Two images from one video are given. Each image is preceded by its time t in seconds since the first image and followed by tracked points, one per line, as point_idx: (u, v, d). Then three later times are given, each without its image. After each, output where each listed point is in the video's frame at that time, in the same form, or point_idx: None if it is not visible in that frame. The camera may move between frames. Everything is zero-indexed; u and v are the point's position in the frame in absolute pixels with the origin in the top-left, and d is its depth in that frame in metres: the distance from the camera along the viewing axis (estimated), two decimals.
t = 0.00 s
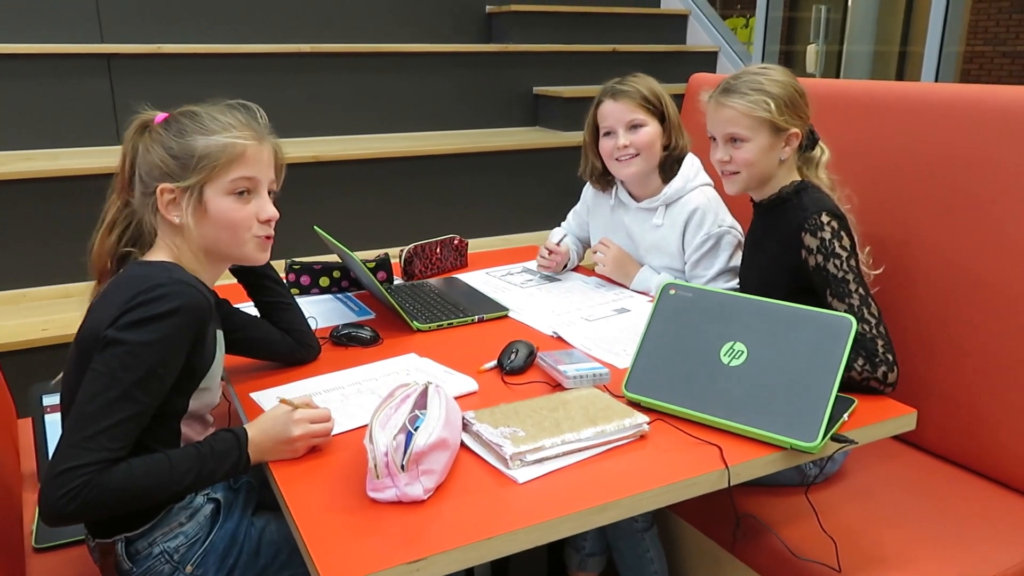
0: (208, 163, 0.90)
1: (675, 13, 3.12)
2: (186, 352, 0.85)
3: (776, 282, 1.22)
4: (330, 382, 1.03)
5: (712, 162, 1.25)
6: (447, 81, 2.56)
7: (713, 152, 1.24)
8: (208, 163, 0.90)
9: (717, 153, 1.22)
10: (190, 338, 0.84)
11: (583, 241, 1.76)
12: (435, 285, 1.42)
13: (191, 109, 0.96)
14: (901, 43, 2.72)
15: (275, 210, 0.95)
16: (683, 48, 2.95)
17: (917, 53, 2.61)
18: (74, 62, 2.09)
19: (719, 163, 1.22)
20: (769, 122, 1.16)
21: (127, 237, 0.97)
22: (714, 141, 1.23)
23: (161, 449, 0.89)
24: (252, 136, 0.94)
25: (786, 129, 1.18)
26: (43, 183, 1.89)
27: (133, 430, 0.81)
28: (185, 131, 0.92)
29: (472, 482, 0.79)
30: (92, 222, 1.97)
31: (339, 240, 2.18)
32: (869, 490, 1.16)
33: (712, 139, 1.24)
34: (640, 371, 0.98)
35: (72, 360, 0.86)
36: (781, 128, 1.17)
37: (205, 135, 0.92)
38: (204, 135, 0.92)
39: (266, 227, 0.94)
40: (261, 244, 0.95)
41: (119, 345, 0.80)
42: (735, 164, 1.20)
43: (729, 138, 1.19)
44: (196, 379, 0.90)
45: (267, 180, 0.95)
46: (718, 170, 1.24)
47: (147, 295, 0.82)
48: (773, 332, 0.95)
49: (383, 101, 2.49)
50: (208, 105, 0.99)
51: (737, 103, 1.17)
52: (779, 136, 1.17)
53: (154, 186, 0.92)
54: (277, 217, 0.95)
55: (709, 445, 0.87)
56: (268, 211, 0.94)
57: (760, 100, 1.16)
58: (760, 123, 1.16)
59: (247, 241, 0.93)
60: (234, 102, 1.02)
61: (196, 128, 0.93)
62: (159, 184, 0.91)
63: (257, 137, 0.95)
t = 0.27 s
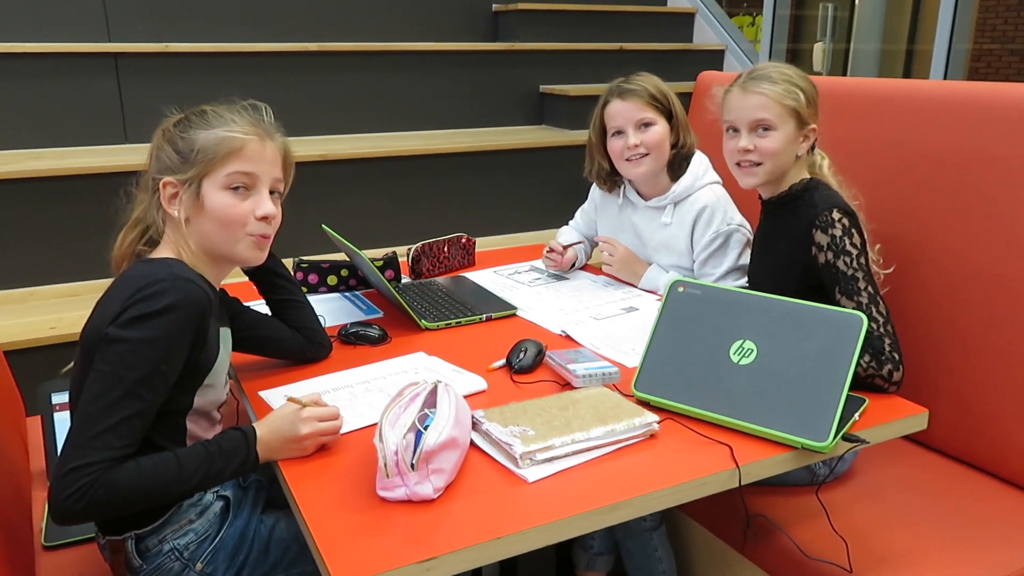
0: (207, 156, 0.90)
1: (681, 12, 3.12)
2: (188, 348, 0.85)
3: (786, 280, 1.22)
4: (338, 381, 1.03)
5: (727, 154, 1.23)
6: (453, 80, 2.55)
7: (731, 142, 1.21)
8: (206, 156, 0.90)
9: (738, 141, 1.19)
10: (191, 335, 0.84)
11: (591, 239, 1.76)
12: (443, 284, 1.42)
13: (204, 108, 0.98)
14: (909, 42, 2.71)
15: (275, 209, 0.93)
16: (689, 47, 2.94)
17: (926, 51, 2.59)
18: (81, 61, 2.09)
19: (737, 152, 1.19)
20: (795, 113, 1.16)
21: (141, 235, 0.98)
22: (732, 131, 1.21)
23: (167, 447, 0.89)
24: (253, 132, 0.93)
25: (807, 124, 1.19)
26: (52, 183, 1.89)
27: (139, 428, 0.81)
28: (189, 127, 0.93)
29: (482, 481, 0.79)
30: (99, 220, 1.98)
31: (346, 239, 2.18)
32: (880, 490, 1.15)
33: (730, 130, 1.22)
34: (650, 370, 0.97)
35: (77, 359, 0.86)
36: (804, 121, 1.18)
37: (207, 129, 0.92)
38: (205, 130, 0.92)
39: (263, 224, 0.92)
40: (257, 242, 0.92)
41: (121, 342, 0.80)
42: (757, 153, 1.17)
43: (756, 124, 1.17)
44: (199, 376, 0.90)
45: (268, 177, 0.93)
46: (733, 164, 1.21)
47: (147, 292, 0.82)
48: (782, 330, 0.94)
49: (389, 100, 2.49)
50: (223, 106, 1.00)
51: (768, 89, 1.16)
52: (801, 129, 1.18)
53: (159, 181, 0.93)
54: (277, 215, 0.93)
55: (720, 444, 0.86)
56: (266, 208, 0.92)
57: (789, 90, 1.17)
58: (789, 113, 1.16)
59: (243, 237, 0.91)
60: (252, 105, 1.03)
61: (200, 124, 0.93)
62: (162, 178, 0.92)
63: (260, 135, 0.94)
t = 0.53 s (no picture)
0: (205, 156, 0.90)
1: (685, 13, 3.11)
2: (190, 349, 0.85)
3: (793, 283, 1.21)
4: (344, 383, 1.03)
5: (735, 154, 1.22)
6: (457, 82, 2.55)
7: (741, 141, 1.20)
8: (204, 156, 0.90)
9: (749, 139, 1.18)
10: (193, 335, 0.84)
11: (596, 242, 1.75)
12: (448, 286, 1.42)
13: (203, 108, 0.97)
14: (913, 43, 2.70)
15: (276, 206, 0.92)
16: (693, 48, 2.94)
17: (930, 53, 2.59)
18: (86, 63, 2.09)
19: (748, 150, 1.18)
20: (807, 111, 1.17)
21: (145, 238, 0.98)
22: (742, 130, 1.20)
23: (170, 448, 0.89)
24: (251, 130, 0.93)
25: (817, 124, 1.19)
26: (57, 184, 1.90)
27: (143, 429, 0.81)
28: (188, 127, 0.93)
29: (489, 485, 0.79)
30: (104, 222, 1.98)
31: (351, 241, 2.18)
32: (887, 493, 1.15)
33: (740, 129, 1.21)
34: (656, 372, 0.97)
35: (81, 361, 0.86)
36: (815, 121, 1.18)
37: (205, 129, 0.92)
38: (203, 129, 0.92)
39: (263, 222, 0.91)
40: (257, 240, 0.91)
41: (123, 343, 0.79)
42: (770, 151, 1.17)
43: (768, 122, 1.16)
44: (201, 377, 0.90)
45: (267, 175, 0.92)
46: (742, 163, 1.20)
47: (149, 293, 0.82)
48: (790, 332, 0.94)
49: (393, 101, 2.49)
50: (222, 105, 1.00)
51: (782, 87, 1.17)
52: (812, 128, 1.18)
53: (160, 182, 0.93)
54: (277, 213, 0.92)
55: (729, 447, 0.86)
56: (265, 206, 0.91)
57: (800, 89, 1.17)
58: (801, 111, 1.16)
59: (242, 236, 0.90)
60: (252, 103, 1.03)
61: (198, 123, 0.93)
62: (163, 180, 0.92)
63: (259, 132, 0.94)
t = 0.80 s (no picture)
0: (191, 159, 0.89)
1: (691, 15, 3.11)
2: (187, 357, 0.84)
3: (802, 286, 1.21)
4: (350, 387, 1.02)
5: (743, 157, 1.22)
6: (463, 84, 2.55)
7: (747, 145, 1.20)
8: (190, 159, 0.89)
9: (755, 143, 1.18)
10: (189, 343, 0.84)
11: (603, 244, 1.75)
12: (454, 289, 1.41)
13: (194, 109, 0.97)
14: (919, 45, 2.70)
15: (264, 206, 0.91)
16: (699, 50, 2.93)
17: (936, 55, 2.58)
18: (93, 65, 2.10)
19: (754, 154, 1.18)
20: (812, 113, 1.16)
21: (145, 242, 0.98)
22: (748, 133, 1.20)
23: (171, 455, 0.89)
24: (237, 131, 0.92)
25: (824, 125, 1.18)
26: (63, 186, 1.90)
27: (144, 440, 0.81)
28: (176, 131, 0.93)
29: (496, 490, 0.78)
30: (109, 224, 1.98)
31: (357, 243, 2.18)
32: (896, 498, 1.14)
33: (746, 132, 1.21)
34: (664, 376, 0.96)
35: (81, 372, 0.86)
36: (821, 124, 1.17)
37: (191, 132, 0.92)
38: (190, 132, 0.91)
39: (250, 223, 0.90)
40: (246, 242, 0.90)
41: (118, 355, 0.79)
42: (775, 154, 1.16)
43: (773, 125, 1.16)
44: (201, 383, 0.90)
45: (254, 175, 0.91)
46: (749, 166, 1.20)
47: (142, 303, 0.82)
48: (797, 337, 0.93)
49: (399, 103, 2.49)
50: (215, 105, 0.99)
51: (786, 89, 1.16)
52: (818, 131, 1.17)
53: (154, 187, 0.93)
54: (265, 213, 0.91)
55: (738, 453, 0.85)
56: (253, 207, 0.90)
57: (806, 92, 1.16)
58: (805, 113, 1.16)
59: (231, 239, 0.90)
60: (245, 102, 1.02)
61: (186, 125, 0.93)
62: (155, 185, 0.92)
63: (245, 131, 0.93)
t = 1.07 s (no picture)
0: (185, 159, 0.89)
1: (693, 14, 3.11)
2: (183, 359, 0.84)
3: (806, 285, 1.20)
4: (353, 386, 1.02)
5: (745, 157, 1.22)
6: (465, 83, 2.55)
7: (748, 145, 1.20)
8: (184, 159, 0.89)
9: (756, 143, 1.18)
10: (184, 345, 0.84)
11: (605, 243, 1.75)
12: (457, 288, 1.41)
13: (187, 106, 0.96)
14: (922, 43, 2.69)
15: (260, 206, 0.91)
16: (702, 49, 2.93)
17: (940, 53, 2.57)
18: (95, 64, 2.10)
19: (755, 154, 1.18)
20: (814, 113, 1.15)
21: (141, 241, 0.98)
22: (749, 133, 1.20)
23: (171, 457, 0.88)
24: (231, 130, 0.91)
25: (826, 125, 1.17)
26: (66, 185, 1.90)
27: (144, 444, 0.81)
28: (170, 129, 0.92)
29: (499, 489, 0.78)
30: (112, 223, 1.98)
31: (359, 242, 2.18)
32: (900, 498, 1.14)
33: (748, 132, 1.20)
34: (667, 376, 0.96)
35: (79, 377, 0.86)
36: (823, 123, 1.17)
37: (185, 131, 0.91)
38: (183, 131, 0.91)
39: (246, 224, 0.89)
40: (243, 242, 0.90)
41: (113, 360, 0.79)
42: (776, 154, 1.16)
43: (774, 125, 1.16)
44: (198, 385, 0.90)
45: (250, 175, 0.91)
46: (751, 166, 1.20)
47: (136, 307, 0.81)
48: (801, 336, 0.92)
49: (401, 102, 2.49)
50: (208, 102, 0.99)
51: (787, 90, 1.16)
52: (821, 130, 1.17)
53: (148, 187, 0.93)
54: (261, 213, 0.90)
55: (743, 452, 0.85)
56: (249, 207, 0.90)
57: (807, 91, 1.16)
58: (807, 113, 1.15)
59: (228, 239, 0.89)
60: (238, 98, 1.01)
61: (178, 124, 0.92)
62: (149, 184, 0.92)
63: (239, 129, 0.92)
